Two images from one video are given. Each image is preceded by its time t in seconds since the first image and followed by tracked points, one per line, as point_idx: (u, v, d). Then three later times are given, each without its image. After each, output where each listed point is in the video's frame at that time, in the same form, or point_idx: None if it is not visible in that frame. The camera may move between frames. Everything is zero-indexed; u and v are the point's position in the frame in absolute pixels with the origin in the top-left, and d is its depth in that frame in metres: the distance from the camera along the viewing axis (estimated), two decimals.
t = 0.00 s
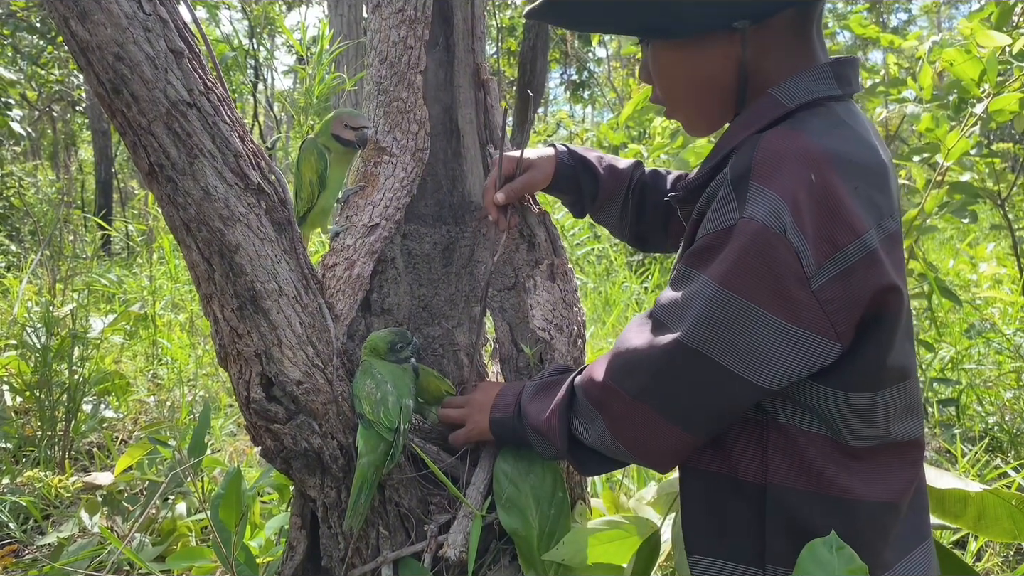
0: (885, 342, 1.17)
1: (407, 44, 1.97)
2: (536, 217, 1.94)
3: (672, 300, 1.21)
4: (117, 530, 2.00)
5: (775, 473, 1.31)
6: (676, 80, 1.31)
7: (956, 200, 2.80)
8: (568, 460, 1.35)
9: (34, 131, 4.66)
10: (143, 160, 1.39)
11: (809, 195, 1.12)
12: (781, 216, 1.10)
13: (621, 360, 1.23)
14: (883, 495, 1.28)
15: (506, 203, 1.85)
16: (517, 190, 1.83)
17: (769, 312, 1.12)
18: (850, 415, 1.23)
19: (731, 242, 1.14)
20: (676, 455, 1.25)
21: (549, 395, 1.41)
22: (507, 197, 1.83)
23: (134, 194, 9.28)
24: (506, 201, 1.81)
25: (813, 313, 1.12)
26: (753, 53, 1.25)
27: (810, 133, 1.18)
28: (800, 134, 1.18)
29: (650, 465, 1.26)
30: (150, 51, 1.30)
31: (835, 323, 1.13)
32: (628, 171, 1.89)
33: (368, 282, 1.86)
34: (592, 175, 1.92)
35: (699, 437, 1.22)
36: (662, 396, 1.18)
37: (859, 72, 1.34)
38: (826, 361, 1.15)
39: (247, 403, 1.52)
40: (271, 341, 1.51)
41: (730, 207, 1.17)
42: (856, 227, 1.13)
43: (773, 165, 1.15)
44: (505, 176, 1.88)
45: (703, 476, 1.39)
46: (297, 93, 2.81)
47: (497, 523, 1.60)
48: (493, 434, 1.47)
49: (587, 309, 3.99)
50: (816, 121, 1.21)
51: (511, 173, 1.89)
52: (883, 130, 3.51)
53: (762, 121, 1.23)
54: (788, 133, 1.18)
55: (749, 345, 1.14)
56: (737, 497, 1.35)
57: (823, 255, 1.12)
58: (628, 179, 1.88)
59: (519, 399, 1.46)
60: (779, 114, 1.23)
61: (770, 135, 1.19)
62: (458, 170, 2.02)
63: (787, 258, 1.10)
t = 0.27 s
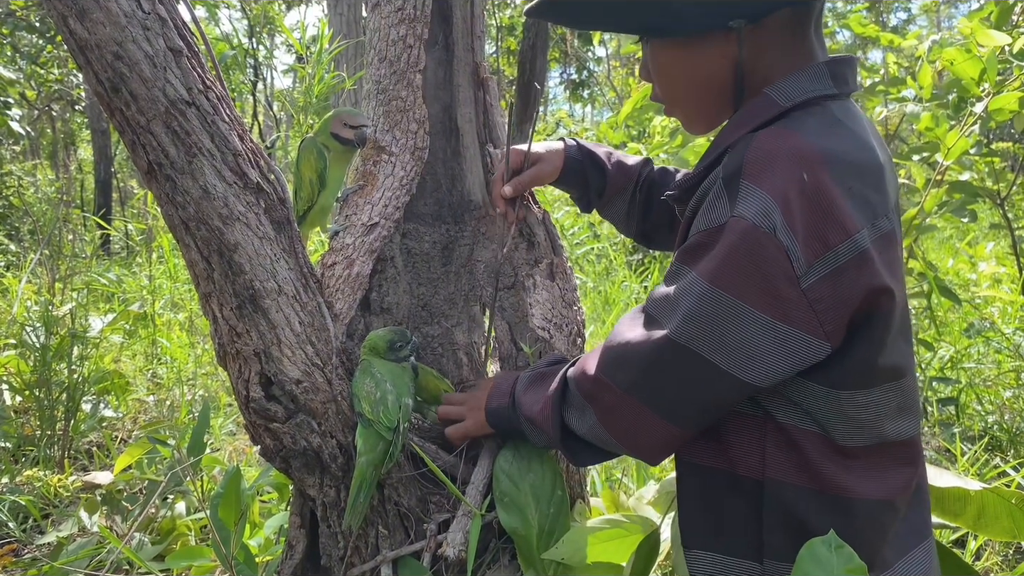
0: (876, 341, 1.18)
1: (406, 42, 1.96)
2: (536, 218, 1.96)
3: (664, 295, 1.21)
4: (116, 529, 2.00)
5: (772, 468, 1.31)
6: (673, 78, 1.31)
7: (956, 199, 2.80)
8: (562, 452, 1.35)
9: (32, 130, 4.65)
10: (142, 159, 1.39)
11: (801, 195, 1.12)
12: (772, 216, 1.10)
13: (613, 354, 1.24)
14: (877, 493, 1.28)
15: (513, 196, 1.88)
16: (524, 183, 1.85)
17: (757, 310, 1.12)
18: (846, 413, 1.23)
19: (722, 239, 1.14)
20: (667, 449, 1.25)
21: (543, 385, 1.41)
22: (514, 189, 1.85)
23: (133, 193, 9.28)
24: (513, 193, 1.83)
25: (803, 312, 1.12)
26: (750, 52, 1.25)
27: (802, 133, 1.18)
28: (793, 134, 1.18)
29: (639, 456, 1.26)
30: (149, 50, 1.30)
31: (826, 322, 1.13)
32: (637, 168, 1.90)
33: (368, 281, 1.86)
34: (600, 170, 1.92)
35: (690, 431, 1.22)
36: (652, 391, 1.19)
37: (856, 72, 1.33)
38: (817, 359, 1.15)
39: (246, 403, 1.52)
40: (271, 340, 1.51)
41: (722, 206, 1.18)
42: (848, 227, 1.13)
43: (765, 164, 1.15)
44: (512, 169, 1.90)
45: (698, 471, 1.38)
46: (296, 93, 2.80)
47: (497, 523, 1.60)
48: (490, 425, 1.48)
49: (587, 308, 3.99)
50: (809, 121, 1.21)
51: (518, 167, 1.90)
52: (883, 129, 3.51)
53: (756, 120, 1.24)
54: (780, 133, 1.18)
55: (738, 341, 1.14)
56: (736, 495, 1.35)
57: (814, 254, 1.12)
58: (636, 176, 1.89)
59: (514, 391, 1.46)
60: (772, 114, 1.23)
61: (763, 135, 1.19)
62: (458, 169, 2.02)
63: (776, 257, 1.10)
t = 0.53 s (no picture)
0: (865, 339, 1.18)
1: (405, 41, 1.96)
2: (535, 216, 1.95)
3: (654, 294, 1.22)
4: (115, 529, 2.00)
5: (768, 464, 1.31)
6: (670, 79, 1.31)
7: (955, 198, 2.80)
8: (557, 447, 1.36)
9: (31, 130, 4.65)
10: (142, 158, 1.39)
11: (789, 196, 1.12)
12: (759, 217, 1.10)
13: (604, 352, 1.24)
14: (873, 490, 1.27)
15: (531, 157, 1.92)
16: (544, 147, 1.91)
17: (745, 310, 1.12)
18: (839, 409, 1.23)
19: (709, 239, 1.14)
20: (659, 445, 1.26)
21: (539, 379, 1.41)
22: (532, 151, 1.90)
23: (132, 193, 9.27)
24: (530, 154, 1.88)
25: (790, 311, 1.12)
26: (747, 53, 1.25)
27: (791, 135, 1.18)
28: (781, 136, 1.17)
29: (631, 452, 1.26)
30: (148, 49, 1.30)
31: (814, 321, 1.14)
32: (659, 158, 1.91)
33: (367, 280, 1.86)
34: (623, 154, 1.94)
35: (681, 428, 1.23)
36: (642, 389, 1.20)
37: (848, 72, 1.32)
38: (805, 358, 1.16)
39: (245, 402, 1.52)
40: (270, 339, 1.51)
41: (711, 206, 1.18)
42: (837, 227, 1.13)
43: (753, 166, 1.15)
44: (537, 130, 1.95)
45: (694, 467, 1.39)
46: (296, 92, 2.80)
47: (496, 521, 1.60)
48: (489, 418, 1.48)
49: (587, 308, 3.99)
50: (797, 122, 1.21)
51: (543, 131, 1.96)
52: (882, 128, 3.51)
53: (746, 121, 1.24)
54: (768, 135, 1.18)
55: (727, 340, 1.14)
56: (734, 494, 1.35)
57: (802, 256, 1.12)
58: (657, 165, 1.91)
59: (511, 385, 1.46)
60: (762, 115, 1.23)
61: (751, 137, 1.19)
62: (458, 168, 2.02)
63: (763, 257, 1.10)
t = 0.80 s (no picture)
0: (861, 338, 1.18)
1: (405, 40, 1.96)
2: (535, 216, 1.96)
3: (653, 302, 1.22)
4: (115, 528, 2.00)
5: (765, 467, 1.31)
6: (667, 77, 1.30)
7: (955, 197, 2.80)
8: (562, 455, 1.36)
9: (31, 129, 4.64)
10: (141, 157, 1.39)
11: (780, 197, 1.12)
12: (751, 218, 1.10)
13: (604, 362, 1.24)
14: (871, 491, 1.26)
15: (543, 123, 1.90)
16: (559, 118, 1.88)
17: (743, 313, 1.12)
18: (834, 411, 1.23)
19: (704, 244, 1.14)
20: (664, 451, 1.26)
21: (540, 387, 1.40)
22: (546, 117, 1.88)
23: (131, 192, 9.27)
24: (541, 118, 1.86)
25: (784, 312, 1.13)
26: (743, 51, 1.25)
27: (781, 135, 1.18)
28: (771, 136, 1.17)
29: (639, 458, 1.26)
30: (147, 48, 1.30)
31: (809, 321, 1.14)
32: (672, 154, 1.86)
33: (366, 279, 1.86)
34: (635, 145, 1.88)
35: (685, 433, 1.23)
36: (644, 396, 1.20)
37: (841, 71, 1.32)
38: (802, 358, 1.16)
39: (244, 401, 1.52)
40: (269, 338, 1.51)
41: (703, 208, 1.17)
42: (829, 227, 1.13)
43: (744, 167, 1.14)
44: (556, 100, 1.92)
45: (694, 469, 1.39)
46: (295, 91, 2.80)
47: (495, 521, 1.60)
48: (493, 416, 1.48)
49: (586, 307, 3.99)
50: (788, 122, 1.21)
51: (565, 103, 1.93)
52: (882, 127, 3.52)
53: (738, 122, 1.24)
54: (759, 135, 1.18)
55: (728, 344, 1.14)
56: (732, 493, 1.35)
57: (795, 256, 1.12)
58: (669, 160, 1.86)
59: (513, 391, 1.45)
60: (753, 116, 1.23)
61: (742, 138, 1.19)
62: (457, 167, 2.03)
63: (759, 260, 1.10)
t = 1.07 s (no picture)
0: (868, 339, 1.17)
1: (404, 40, 1.96)
2: (534, 215, 1.95)
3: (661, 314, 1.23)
4: (115, 527, 2.00)
5: (767, 470, 1.32)
6: (667, 75, 1.30)
7: (954, 197, 2.80)
8: (575, 466, 1.37)
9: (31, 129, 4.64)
10: (141, 157, 1.39)
11: (781, 199, 1.12)
12: (753, 221, 1.10)
13: (613, 375, 1.25)
14: (874, 497, 1.26)
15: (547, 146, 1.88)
16: (563, 139, 1.87)
17: (751, 316, 1.12)
18: (840, 414, 1.23)
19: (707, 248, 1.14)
20: (680, 457, 1.26)
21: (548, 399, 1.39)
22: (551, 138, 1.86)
23: (130, 192, 9.28)
24: (548, 139, 1.84)
25: (790, 313, 1.12)
26: (744, 49, 1.25)
27: (780, 137, 1.18)
28: (770, 138, 1.17)
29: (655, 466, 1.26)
30: (147, 47, 1.30)
31: (814, 322, 1.14)
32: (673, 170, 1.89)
33: (366, 278, 1.86)
34: (637, 163, 1.90)
35: (699, 437, 1.23)
36: (655, 406, 1.20)
37: (838, 70, 1.32)
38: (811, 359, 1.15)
39: (244, 401, 1.52)
40: (269, 338, 1.51)
41: (704, 212, 1.17)
42: (831, 227, 1.13)
43: (745, 169, 1.15)
44: (558, 122, 1.92)
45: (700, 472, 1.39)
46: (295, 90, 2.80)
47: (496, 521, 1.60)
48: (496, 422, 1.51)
49: (586, 306, 3.99)
50: (786, 124, 1.21)
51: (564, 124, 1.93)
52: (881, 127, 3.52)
53: (737, 124, 1.24)
54: (758, 138, 1.18)
55: (739, 348, 1.14)
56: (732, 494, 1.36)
57: (798, 257, 1.12)
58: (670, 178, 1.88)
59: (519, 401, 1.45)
60: (751, 118, 1.23)
61: (741, 140, 1.19)
62: (457, 167, 2.03)
63: (763, 263, 1.10)
